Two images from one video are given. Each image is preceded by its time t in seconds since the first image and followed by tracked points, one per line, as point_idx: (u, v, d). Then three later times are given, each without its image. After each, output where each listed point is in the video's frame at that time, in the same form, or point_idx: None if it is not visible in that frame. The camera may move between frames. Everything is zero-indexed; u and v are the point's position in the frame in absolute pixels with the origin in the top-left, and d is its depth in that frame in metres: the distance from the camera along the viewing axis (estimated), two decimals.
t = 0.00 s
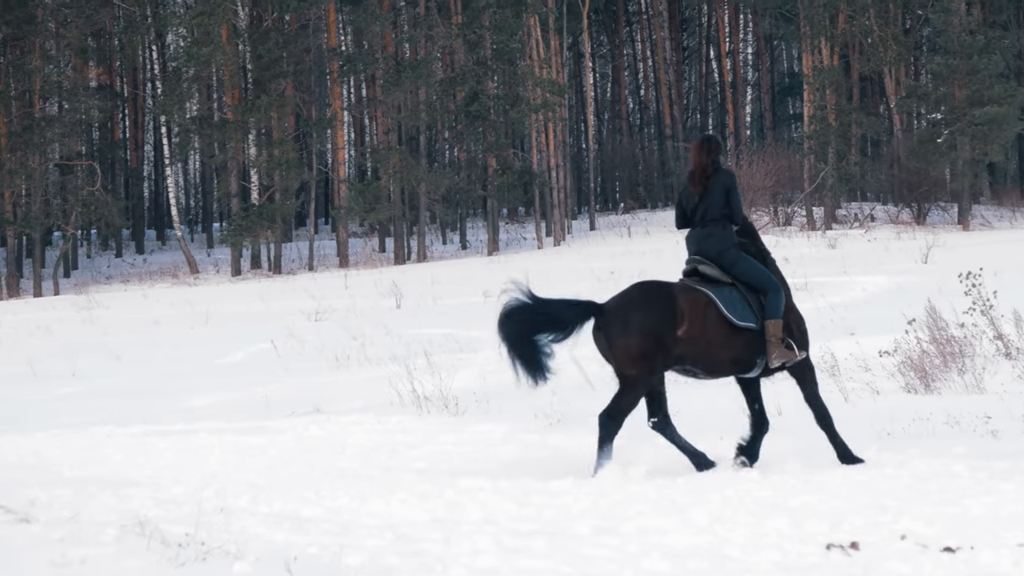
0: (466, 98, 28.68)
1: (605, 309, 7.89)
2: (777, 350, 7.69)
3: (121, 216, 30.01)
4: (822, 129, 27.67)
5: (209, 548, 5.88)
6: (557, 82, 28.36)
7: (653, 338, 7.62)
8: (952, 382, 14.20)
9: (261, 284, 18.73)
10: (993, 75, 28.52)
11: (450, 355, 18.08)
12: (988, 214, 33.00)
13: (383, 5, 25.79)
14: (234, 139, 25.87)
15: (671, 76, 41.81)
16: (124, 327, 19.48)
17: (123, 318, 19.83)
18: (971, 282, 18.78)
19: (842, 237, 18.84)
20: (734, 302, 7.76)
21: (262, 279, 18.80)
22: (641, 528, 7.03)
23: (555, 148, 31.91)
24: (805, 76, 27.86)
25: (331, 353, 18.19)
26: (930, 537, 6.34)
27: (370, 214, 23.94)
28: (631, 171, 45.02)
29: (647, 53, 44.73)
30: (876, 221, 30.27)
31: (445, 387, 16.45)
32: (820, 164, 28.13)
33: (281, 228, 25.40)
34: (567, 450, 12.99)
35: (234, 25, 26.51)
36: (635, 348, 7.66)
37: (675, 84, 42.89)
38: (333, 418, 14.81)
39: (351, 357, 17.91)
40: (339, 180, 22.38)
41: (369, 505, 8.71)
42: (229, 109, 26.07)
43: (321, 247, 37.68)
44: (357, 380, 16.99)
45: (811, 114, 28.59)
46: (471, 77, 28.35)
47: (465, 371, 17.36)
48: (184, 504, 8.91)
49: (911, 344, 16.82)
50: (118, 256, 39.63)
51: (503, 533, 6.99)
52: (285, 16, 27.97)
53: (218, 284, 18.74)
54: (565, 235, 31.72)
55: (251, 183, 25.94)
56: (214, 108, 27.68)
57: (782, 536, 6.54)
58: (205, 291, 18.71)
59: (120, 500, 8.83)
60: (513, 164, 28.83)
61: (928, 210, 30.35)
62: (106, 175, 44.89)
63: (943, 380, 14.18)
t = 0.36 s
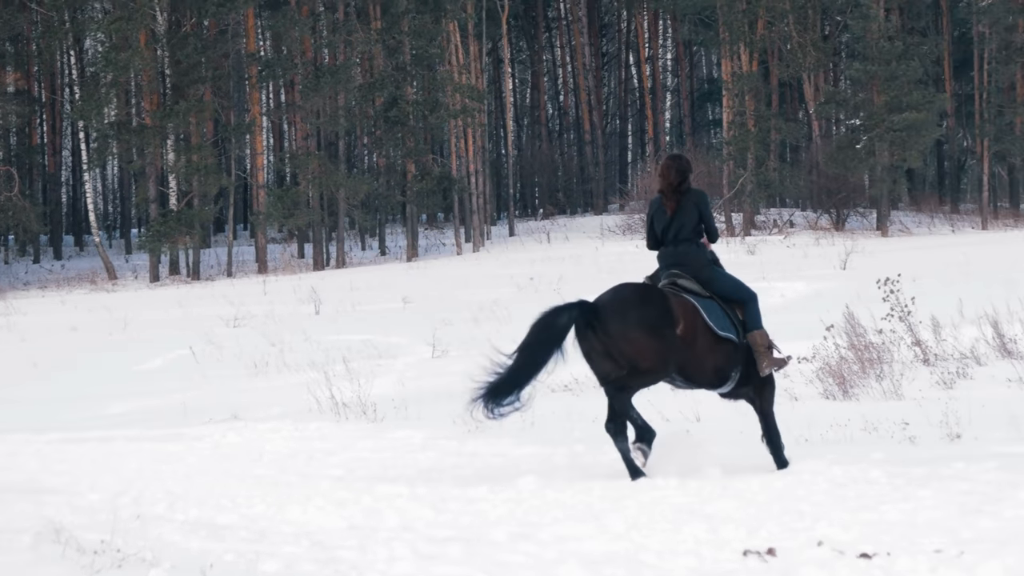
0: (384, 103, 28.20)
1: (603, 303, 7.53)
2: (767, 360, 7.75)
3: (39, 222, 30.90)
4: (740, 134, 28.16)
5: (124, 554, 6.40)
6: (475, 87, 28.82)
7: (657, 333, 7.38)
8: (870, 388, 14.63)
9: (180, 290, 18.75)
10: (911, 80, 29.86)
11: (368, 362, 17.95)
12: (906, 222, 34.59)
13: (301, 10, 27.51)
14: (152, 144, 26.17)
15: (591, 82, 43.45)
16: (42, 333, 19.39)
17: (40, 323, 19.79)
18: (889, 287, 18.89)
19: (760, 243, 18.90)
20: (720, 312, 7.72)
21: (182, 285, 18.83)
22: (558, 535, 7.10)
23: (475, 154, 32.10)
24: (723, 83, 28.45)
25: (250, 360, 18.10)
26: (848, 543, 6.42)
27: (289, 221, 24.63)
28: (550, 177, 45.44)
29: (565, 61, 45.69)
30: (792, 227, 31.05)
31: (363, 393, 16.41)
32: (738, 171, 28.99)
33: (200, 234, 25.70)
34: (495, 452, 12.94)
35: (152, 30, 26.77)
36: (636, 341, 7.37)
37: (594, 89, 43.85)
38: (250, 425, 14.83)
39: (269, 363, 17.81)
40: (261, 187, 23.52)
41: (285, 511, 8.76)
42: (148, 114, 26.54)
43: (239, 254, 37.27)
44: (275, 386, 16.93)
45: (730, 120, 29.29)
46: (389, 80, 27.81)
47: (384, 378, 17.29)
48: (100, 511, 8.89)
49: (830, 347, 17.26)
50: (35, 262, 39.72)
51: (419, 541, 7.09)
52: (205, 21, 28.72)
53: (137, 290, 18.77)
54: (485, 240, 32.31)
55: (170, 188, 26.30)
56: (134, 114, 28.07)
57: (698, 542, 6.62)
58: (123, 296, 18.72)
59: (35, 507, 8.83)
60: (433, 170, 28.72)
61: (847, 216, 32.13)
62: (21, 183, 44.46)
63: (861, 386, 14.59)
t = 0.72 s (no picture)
0: (301, 108, 28.27)
1: (606, 308, 7.47)
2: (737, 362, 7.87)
3: None
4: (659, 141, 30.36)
5: (39, 560, 6.67)
6: (393, 92, 28.83)
7: (656, 337, 7.37)
8: (787, 393, 14.72)
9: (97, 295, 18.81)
10: (828, 87, 30.96)
11: (286, 367, 17.93)
12: (825, 227, 35.88)
13: (218, 14, 27.17)
14: (69, 148, 26.31)
15: (509, 86, 43.83)
16: None
17: None
18: (806, 292, 18.85)
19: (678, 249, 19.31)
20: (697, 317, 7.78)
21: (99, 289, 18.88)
22: (477, 540, 7.11)
23: (392, 159, 32.27)
24: (643, 88, 30.04)
25: (167, 364, 18.07)
26: (764, 547, 6.43)
27: (206, 225, 25.08)
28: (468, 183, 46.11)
29: (481, 65, 46.58)
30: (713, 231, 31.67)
31: (280, 398, 16.40)
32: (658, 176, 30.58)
33: (117, 238, 25.89)
34: (426, 451, 12.95)
35: (69, 34, 27.28)
36: (636, 346, 7.35)
37: (511, 96, 44.34)
38: (167, 429, 14.83)
39: (187, 368, 17.80)
40: (180, 191, 24.32)
41: (205, 516, 8.86)
42: (63, 119, 26.60)
43: (156, 258, 36.89)
44: (191, 390, 16.93)
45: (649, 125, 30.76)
46: (307, 86, 28.10)
47: (301, 383, 17.25)
48: (17, 520, 8.94)
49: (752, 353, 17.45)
50: None
51: (337, 546, 7.16)
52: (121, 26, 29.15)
53: (53, 295, 18.96)
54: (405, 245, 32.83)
55: (86, 193, 26.53)
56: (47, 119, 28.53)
57: (616, 547, 6.61)
58: (41, 301, 18.93)
59: None
60: (350, 175, 29.01)
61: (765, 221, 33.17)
62: None
63: (777, 392, 14.75)
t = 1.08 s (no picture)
0: (250, 107, 28.43)
1: (618, 323, 7.42)
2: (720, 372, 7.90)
3: None
4: (608, 140, 30.14)
5: None
6: (342, 93, 29.00)
7: (668, 354, 7.37)
8: (738, 393, 14.76)
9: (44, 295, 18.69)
10: (777, 87, 31.26)
11: (235, 366, 17.94)
12: (774, 227, 36.17)
13: (168, 14, 27.45)
14: (18, 148, 25.99)
15: (458, 85, 44.02)
16: None
17: None
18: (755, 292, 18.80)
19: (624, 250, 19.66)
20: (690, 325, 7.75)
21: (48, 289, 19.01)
22: (426, 538, 7.13)
23: (340, 159, 32.27)
24: (593, 88, 30.08)
25: (117, 364, 18.06)
26: (714, 546, 6.42)
27: (155, 224, 25.26)
28: (417, 183, 46.25)
29: (433, 63, 46.76)
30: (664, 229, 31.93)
31: (230, 397, 16.44)
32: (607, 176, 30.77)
33: (66, 237, 25.91)
34: (380, 447, 13.01)
35: (15, 33, 27.19)
36: (649, 363, 7.35)
37: (460, 95, 44.54)
38: (117, 428, 14.86)
39: (137, 367, 17.81)
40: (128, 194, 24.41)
41: (156, 516, 8.93)
42: (12, 118, 26.45)
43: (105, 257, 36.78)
44: (139, 389, 16.96)
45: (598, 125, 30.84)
46: (256, 85, 28.21)
47: (251, 382, 17.26)
48: None
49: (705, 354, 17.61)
50: None
51: (287, 545, 7.20)
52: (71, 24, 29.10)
53: None
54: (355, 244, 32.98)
55: (36, 192, 26.45)
56: None
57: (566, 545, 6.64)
58: None
59: None
60: (300, 174, 29.01)
61: (714, 220, 33.63)
62: None
63: (728, 392, 14.82)
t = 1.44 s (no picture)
0: (217, 106, 28.48)
1: (620, 312, 7.37)
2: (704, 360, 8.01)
3: None
4: (576, 139, 29.87)
5: None
6: (309, 91, 29.09)
7: (670, 334, 7.39)
8: (706, 392, 14.73)
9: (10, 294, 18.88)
10: (743, 84, 31.27)
11: (204, 365, 17.93)
12: (740, 224, 36.23)
13: (133, 12, 27.52)
14: None
15: (424, 85, 43.95)
16: None
17: None
18: (724, 290, 18.79)
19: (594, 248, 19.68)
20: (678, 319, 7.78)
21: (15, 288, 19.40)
22: (395, 537, 7.11)
23: (307, 157, 32.28)
24: (559, 86, 30.09)
25: (85, 363, 18.06)
26: (683, 544, 6.32)
27: (123, 222, 25.34)
28: (384, 181, 46.23)
29: (400, 62, 46.79)
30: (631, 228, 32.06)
31: (198, 396, 16.43)
32: (573, 174, 30.79)
33: (33, 236, 25.91)
34: (349, 445, 12.97)
35: None
36: (656, 345, 7.34)
37: (428, 92, 44.65)
38: (85, 428, 14.87)
39: (105, 366, 17.81)
40: (93, 191, 24.47)
41: (125, 515, 8.97)
42: None
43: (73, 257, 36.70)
44: (107, 388, 16.96)
45: (565, 124, 30.85)
46: (223, 83, 28.28)
47: (219, 381, 17.26)
48: None
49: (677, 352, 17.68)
50: None
51: (256, 543, 7.23)
52: (37, 23, 28.95)
53: None
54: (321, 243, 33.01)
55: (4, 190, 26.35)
56: None
57: (535, 543, 6.62)
58: None
59: None
60: (267, 173, 28.94)
61: (682, 218, 33.77)
62: None
63: (697, 391, 14.81)
